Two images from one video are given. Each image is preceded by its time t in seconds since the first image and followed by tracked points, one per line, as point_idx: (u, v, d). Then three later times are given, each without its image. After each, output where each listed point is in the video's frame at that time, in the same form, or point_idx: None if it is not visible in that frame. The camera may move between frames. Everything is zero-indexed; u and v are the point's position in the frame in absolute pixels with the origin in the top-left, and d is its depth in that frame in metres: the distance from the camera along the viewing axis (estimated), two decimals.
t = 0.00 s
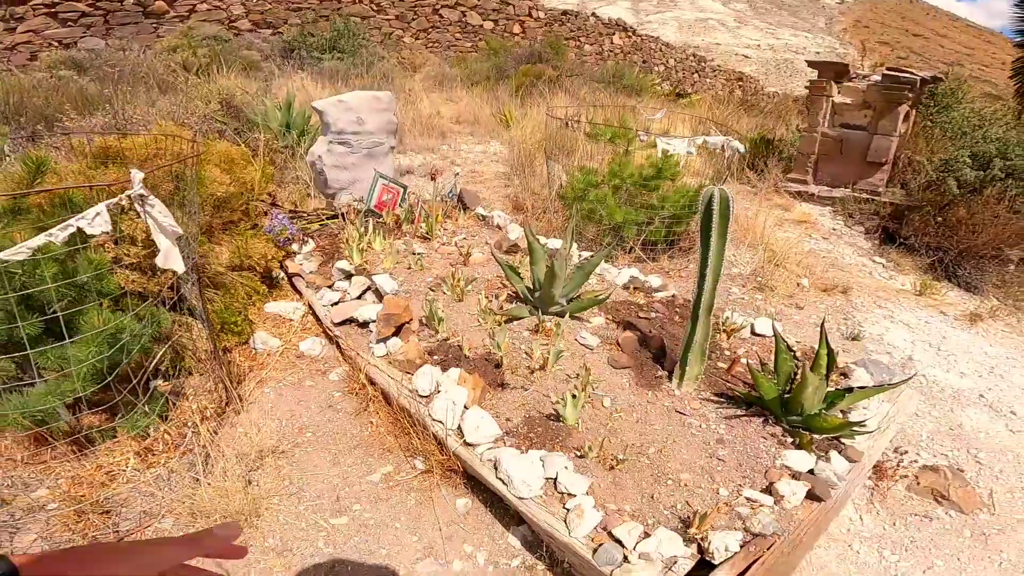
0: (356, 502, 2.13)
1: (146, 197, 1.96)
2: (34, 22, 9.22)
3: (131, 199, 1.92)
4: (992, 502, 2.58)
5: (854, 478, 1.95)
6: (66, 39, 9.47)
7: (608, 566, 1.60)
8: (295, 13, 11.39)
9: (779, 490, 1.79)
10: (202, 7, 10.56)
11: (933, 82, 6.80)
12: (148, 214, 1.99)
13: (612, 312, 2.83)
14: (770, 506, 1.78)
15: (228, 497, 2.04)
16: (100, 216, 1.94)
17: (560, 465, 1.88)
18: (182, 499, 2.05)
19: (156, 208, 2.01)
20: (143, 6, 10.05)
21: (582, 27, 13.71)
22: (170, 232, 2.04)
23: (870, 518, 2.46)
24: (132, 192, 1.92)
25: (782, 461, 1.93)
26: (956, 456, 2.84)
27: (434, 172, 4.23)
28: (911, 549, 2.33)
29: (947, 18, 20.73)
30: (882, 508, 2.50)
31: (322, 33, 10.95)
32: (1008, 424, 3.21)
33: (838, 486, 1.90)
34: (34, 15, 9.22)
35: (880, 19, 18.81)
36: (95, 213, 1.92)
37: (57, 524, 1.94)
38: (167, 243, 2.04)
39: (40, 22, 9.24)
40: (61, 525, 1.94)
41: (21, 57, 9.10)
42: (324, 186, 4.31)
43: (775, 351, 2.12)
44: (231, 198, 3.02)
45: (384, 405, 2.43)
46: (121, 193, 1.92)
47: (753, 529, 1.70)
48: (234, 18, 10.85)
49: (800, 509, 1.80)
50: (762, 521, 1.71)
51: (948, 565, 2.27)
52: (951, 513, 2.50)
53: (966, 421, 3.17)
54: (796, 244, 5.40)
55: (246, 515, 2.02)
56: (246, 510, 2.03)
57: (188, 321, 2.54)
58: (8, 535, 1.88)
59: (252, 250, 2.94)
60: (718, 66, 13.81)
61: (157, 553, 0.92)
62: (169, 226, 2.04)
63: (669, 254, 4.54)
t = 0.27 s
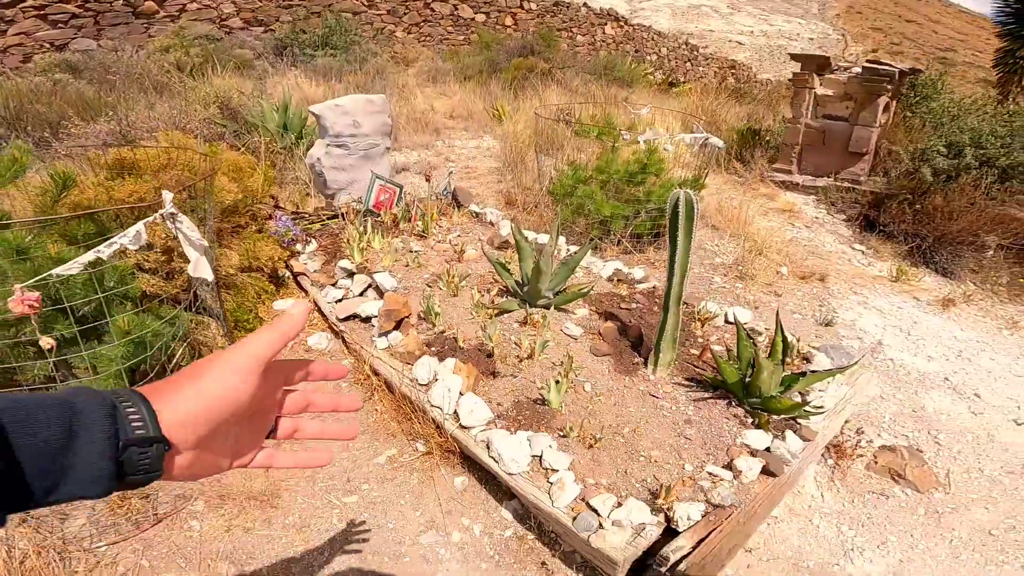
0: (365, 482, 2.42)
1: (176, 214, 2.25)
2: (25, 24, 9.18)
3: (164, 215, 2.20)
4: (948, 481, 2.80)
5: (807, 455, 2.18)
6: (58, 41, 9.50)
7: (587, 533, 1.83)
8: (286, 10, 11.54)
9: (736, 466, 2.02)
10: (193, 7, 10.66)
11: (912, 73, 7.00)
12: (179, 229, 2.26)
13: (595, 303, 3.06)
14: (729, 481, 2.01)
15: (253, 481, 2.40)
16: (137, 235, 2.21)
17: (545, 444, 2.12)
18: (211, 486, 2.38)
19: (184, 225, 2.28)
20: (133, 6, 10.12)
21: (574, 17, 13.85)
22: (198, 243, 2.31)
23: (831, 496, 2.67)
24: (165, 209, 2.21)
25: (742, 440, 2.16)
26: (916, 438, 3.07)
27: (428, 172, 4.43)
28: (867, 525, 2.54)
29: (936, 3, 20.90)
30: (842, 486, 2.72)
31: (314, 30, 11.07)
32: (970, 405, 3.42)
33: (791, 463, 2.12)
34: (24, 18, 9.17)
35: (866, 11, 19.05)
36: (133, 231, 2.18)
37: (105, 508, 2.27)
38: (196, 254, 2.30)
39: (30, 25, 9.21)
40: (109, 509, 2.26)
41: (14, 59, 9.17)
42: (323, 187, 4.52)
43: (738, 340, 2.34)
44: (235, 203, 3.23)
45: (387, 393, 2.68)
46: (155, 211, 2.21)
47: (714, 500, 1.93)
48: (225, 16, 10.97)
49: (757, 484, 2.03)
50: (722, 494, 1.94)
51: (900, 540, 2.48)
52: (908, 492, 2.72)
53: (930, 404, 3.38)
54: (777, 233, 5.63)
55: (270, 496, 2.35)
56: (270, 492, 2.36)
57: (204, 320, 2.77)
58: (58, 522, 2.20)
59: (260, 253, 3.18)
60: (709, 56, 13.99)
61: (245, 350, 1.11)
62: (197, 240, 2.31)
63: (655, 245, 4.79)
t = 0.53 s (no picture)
0: (369, 468, 2.64)
1: (198, 229, 2.57)
2: (20, 26, 9.34)
3: (191, 229, 2.53)
4: (910, 467, 3.01)
5: (770, 440, 2.40)
6: (54, 43, 9.64)
7: (568, 509, 2.05)
8: (281, 9, 11.67)
9: (705, 450, 2.25)
10: (187, 7, 10.79)
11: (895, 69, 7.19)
12: (201, 241, 2.58)
13: (582, 299, 3.27)
14: (698, 464, 2.24)
15: (268, 467, 2.60)
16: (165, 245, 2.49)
17: (532, 430, 2.33)
18: (229, 473, 2.58)
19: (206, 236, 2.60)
20: (127, 7, 10.22)
21: (568, 12, 14.00)
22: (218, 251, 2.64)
23: (798, 479, 2.86)
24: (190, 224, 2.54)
25: (711, 426, 2.39)
26: (882, 425, 3.26)
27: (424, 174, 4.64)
28: (831, 508, 2.74)
29: None
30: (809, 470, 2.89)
31: (309, 28, 11.20)
32: (938, 394, 3.60)
33: (755, 447, 2.34)
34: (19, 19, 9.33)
35: (859, 4, 19.26)
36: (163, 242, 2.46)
37: (134, 496, 2.48)
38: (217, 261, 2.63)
39: (26, 27, 9.35)
40: (138, 496, 2.48)
41: (11, 62, 9.29)
42: (324, 189, 4.71)
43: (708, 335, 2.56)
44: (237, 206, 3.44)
45: (388, 386, 2.91)
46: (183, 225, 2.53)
47: (683, 481, 2.15)
48: (220, 16, 11.09)
49: (723, 467, 2.25)
50: (691, 475, 2.15)
51: (862, 522, 2.69)
52: (871, 476, 2.92)
53: (898, 393, 3.55)
54: (761, 227, 5.84)
55: (283, 481, 2.56)
56: (282, 477, 2.57)
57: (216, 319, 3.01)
58: (93, 510, 2.42)
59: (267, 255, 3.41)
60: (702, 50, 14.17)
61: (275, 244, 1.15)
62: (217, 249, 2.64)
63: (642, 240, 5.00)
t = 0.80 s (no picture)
0: (364, 461, 2.75)
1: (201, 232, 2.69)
2: (19, 28, 9.43)
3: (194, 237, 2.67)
4: (887, 462, 3.04)
5: (747, 433, 2.51)
6: (52, 44, 9.73)
7: (553, 498, 2.17)
8: (278, 10, 11.75)
9: (683, 442, 2.35)
10: (185, 8, 10.87)
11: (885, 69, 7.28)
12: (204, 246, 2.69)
13: (571, 297, 3.38)
14: (676, 455, 2.34)
15: (266, 460, 2.70)
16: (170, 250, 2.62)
17: (519, 423, 2.44)
18: (231, 467, 2.69)
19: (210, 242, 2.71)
20: (125, 8, 10.31)
21: (566, 11, 14.10)
22: (221, 251, 2.73)
23: (776, 473, 2.92)
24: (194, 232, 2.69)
25: (690, 419, 2.50)
26: (863, 420, 3.29)
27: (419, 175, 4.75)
28: (809, 501, 2.79)
29: None
30: (789, 464, 2.97)
31: (307, 29, 11.27)
32: (918, 390, 3.58)
33: (732, 440, 2.45)
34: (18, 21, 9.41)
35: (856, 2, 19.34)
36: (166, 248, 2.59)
37: (140, 488, 2.59)
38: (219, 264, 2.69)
39: (25, 28, 9.44)
40: (144, 488, 2.59)
41: (10, 63, 9.38)
42: (321, 191, 4.82)
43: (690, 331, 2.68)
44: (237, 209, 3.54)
45: (384, 381, 3.02)
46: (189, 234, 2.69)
47: (662, 472, 2.27)
48: (218, 17, 11.18)
49: (701, 458, 2.35)
50: (670, 466, 2.28)
51: (838, 515, 2.74)
52: (849, 470, 2.97)
53: (879, 389, 3.55)
54: (751, 225, 5.95)
55: (282, 473, 2.67)
56: (282, 470, 2.67)
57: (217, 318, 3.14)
58: (100, 501, 2.52)
59: (266, 257, 3.57)
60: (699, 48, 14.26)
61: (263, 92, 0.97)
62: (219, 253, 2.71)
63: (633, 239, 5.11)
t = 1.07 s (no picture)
0: (361, 456, 2.78)
1: (197, 229, 2.69)
2: (17, 28, 9.46)
3: (190, 233, 2.66)
4: (880, 457, 3.07)
5: (739, 428, 2.54)
6: (50, 44, 9.76)
7: (545, 492, 2.20)
8: (275, 9, 11.78)
9: (674, 437, 2.39)
10: (183, 8, 10.89)
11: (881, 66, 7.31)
12: (201, 243, 2.71)
13: (566, 294, 3.41)
14: (668, 450, 2.38)
15: (264, 455, 2.73)
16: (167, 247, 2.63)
17: (513, 418, 2.47)
18: (229, 462, 2.73)
19: (205, 239, 2.72)
20: (123, 8, 10.33)
21: (564, 9, 14.14)
22: (216, 248, 2.74)
23: (770, 468, 2.95)
24: (190, 228, 2.67)
25: (682, 414, 2.53)
26: (855, 416, 3.32)
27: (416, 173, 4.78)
28: (802, 496, 2.83)
29: None
30: (781, 459, 3.00)
31: (305, 28, 11.29)
32: (911, 386, 3.59)
33: (724, 435, 2.48)
34: (16, 21, 9.44)
35: None
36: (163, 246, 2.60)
37: (140, 483, 2.62)
38: (216, 261, 2.72)
39: (23, 28, 9.48)
40: (143, 484, 2.62)
41: (8, 63, 9.41)
42: (318, 189, 4.85)
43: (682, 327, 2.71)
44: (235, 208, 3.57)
45: (380, 377, 3.06)
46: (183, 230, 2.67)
47: (654, 467, 2.30)
48: (216, 17, 11.20)
49: (692, 453, 2.39)
50: (661, 461, 2.31)
51: (830, 510, 2.77)
52: (841, 466, 3.00)
53: (872, 384, 3.57)
54: (746, 222, 5.98)
55: (279, 469, 2.70)
56: (279, 465, 2.70)
57: (215, 316, 3.17)
58: (100, 497, 2.56)
59: (264, 254, 3.60)
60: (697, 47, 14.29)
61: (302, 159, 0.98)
62: (216, 250, 2.74)
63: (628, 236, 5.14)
